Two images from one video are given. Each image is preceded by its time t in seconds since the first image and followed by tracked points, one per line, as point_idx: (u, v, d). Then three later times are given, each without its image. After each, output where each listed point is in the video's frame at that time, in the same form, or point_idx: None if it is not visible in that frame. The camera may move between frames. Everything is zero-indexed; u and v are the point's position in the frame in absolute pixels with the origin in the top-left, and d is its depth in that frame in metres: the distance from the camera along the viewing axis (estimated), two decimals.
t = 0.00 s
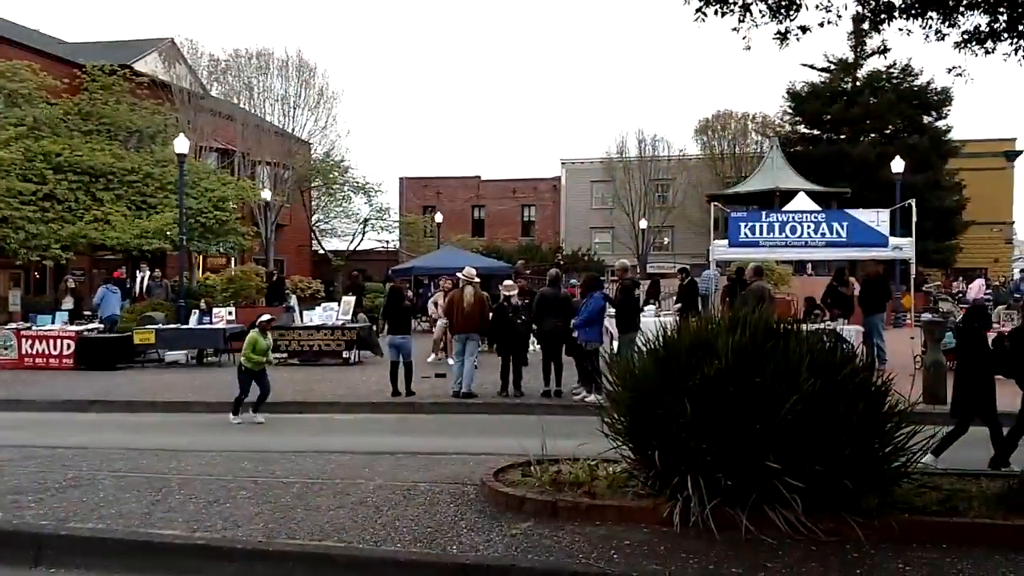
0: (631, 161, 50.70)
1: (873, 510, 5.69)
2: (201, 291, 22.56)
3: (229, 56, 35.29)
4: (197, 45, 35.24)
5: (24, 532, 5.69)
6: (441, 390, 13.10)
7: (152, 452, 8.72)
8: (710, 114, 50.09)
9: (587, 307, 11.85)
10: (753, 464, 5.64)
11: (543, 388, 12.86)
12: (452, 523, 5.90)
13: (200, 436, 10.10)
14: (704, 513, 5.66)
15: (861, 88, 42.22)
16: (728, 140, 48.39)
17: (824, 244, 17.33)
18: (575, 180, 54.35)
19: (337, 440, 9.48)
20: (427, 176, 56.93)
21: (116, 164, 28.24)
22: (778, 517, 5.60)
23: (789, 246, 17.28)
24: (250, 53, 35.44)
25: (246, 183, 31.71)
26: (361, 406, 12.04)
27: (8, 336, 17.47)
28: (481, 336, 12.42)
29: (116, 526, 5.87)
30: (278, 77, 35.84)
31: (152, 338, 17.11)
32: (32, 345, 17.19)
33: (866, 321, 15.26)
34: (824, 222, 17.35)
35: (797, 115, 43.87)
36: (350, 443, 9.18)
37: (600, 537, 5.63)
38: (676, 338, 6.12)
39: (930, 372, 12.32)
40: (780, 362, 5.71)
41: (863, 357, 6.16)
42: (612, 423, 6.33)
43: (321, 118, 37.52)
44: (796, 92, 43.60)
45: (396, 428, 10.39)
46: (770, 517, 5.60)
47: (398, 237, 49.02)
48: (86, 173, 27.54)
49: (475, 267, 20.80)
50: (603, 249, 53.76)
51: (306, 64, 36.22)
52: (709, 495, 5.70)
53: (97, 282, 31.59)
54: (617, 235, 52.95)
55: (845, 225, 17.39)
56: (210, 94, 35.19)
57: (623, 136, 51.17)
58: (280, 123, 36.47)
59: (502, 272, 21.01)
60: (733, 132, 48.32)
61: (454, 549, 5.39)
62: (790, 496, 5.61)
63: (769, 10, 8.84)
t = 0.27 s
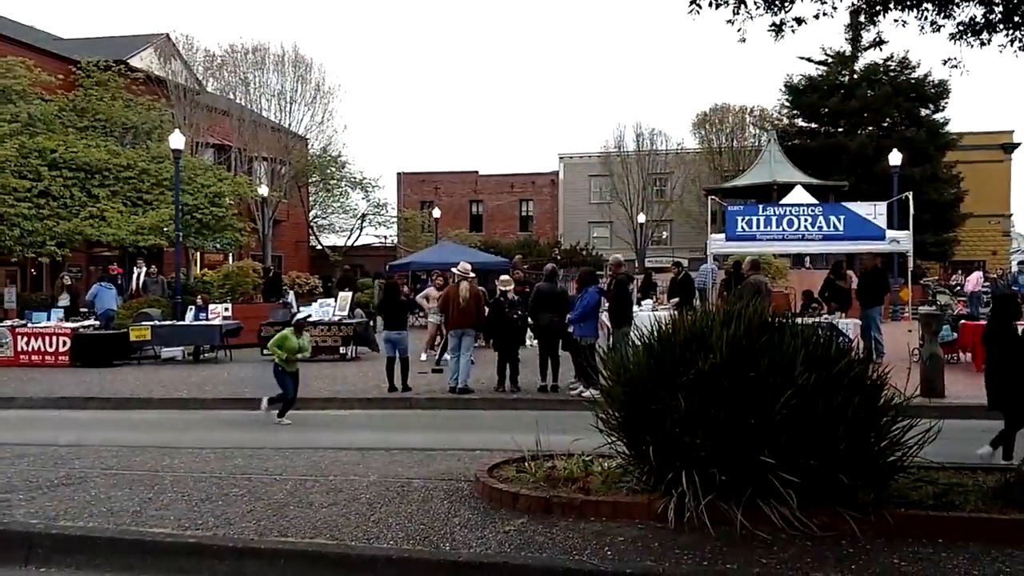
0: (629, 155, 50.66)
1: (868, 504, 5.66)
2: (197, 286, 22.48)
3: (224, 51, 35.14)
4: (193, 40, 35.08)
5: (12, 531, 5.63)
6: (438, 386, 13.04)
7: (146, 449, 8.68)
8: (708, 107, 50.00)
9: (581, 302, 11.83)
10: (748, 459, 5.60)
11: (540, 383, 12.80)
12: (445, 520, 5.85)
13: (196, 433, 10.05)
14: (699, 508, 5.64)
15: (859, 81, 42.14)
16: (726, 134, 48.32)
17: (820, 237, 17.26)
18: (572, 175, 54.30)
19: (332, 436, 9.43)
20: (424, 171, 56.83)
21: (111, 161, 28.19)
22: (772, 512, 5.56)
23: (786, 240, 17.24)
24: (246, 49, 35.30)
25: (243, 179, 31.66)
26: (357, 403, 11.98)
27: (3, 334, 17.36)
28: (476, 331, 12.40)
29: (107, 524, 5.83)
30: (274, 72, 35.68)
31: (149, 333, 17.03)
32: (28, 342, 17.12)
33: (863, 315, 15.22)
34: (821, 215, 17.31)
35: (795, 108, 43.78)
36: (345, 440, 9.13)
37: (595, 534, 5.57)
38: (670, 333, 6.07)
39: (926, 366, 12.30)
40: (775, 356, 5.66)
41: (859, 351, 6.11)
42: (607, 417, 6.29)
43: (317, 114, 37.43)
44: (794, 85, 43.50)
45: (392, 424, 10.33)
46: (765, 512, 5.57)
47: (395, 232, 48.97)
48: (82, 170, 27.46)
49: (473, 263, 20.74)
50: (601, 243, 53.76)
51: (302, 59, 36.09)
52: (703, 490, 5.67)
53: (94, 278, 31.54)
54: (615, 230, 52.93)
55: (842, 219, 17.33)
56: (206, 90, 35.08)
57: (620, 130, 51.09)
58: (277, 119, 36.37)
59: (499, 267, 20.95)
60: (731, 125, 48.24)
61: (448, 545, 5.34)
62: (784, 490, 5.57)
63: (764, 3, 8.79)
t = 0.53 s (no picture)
0: (659, 168, 50.55)
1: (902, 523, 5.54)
2: (230, 302, 22.72)
3: (258, 71, 35.61)
4: (227, 60, 35.59)
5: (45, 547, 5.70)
6: (467, 401, 13.06)
7: (177, 464, 8.77)
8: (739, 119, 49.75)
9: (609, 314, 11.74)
10: (777, 477, 5.50)
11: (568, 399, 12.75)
12: (472, 538, 5.83)
13: (227, 448, 10.12)
14: (727, 527, 5.54)
15: (892, 91, 41.73)
16: (757, 146, 48.02)
17: (852, 249, 17.07)
18: (602, 189, 54.28)
19: (361, 452, 9.46)
20: (454, 186, 57.12)
21: (148, 180, 28.66)
22: (802, 531, 5.45)
23: (818, 252, 17.05)
24: (279, 68, 35.72)
25: (276, 196, 32.04)
26: (386, 419, 12.02)
27: (41, 349, 17.60)
28: (505, 346, 12.39)
29: (136, 540, 5.89)
30: (307, 91, 36.03)
31: (183, 349, 17.25)
32: (67, 358, 17.40)
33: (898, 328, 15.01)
34: (853, 228, 17.10)
35: (826, 120, 43.44)
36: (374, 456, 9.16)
37: (621, 553, 5.52)
38: (697, 349, 6.01)
39: (963, 381, 12.09)
40: (804, 373, 5.58)
41: (891, 367, 6.01)
42: (634, 434, 6.23)
43: (349, 131, 37.79)
44: (826, 97, 43.16)
45: (421, 440, 10.34)
46: (793, 531, 5.46)
47: (426, 247, 49.20)
48: (120, 189, 27.93)
49: (503, 277, 20.76)
50: (631, 256, 53.62)
51: (333, 78, 36.48)
52: (731, 509, 5.58)
53: (130, 295, 32.02)
54: (645, 244, 52.78)
55: (875, 231, 17.09)
56: (240, 109, 35.58)
57: (650, 144, 50.99)
58: (309, 136, 36.79)
59: (529, 282, 20.95)
60: (762, 138, 47.97)
61: (474, 563, 5.33)
62: (815, 509, 5.46)
63: (791, 14, 8.76)
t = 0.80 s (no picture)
0: (668, 179, 50.62)
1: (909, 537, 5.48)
2: (240, 313, 22.77)
3: (269, 83, 35.80)
4: (238, 72, 35.78)
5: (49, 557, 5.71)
6: (474, 413, 13.04)
7: (185, 476, 8.79)
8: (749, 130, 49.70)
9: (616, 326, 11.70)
10: (782, 490, 5.46)
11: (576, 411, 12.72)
12: (476, 551, 5.82)
13: (236, 459, 10.13)
14: (732, 541, 5.49)
15: (902, 101, 41.64)
16: (767, 156, 47.94)
17: (862, 260, 16.99)
18: (612, 199, 54.29)
19: (368, 463, 9.46)
20: (463, 197, 57.23)
21: (159, 192, 28.84)
22: (808, 544, 5.39)
23: (828, 263, 16.99)
24: (290, 81, 35.83)
25: (286, 207, 32.18)
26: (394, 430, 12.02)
27: (52, 361, 17.62)
28: (512, 357, 12.38)
29: (142, 551, 5.89)
30: (317, 103, 36.19)
31: (194, 360, 17.29)
32: (77, 369, 17.47)
33: (909, 340, 14.94)
34: (863, 239, 17.02)
35: (836, 130, 43.36)
36: (380, 468, 9.15)
37: (626, 567, 5.49)
38: (702, 362, 5.99)
39: (973, 393, 12.02)
40: (810, 385, 5.55)
41: (898, 379, 5.97)
42: (639, 446, 6.22)
43: (359, 143, 37.93)
44: (835, 107, 43.10)
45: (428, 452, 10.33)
46: (798, 544, 5.40)
47: (435, 258, 49.26)
48: (131, 201, 28.09)
49: (511, 288, 20.75)
50: (640, 267, 53.56)
51: (344, 90, 36.65)
52: (736, 522, 5.53)
53: (141, 306, 32.16)
54: (655, 254, 52.73)
55: (884, 242, 17.03)
56: (251, 122, 35.77)
57: (660, 155, 50.96)
58: (319, 148, 36.95)
59: (538, 293, 20.93)
60: (772, 149, 47.91)
61: None
62: (820, 523, 5.41)
63: (798, 26, 8.77)
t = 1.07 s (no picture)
0: (671, 177, 50.40)
1: (911, 535, 5.47)
2: (243, 313, 22.80)
3: (272, 83, 35.85)
4: (241, 72, 35.79)
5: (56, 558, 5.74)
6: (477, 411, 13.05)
7: (188, 476, 8.81)
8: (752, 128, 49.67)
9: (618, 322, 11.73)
10: (785, 488, 5.45)
11: (578, 410, 12.70)
12: (479, 550, 5.83)
13: (238, 458, 10.16)
14: (733, 540, 5.47)
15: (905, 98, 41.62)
16: (770, 154, 47.90)
17: (865, 258, 16.99)
18: (614, 198, 54.31)
19: (371, 462, 9.48)
20: (466, 196, 57.24)
21: (163, 193, 28.90)
22: (810, 543, 5.38)
23: (831, 261, 16.97)
24: (293, 81, 35.95)
25: (289, 207, 32.27)
26: (398, 428, 12.06)
27: (56, 361, 17.79)
28: (514, 356, 12.40)
29: (145, 551, 5.91)
30: (320, 103, 36.23)
31: (196, 359, 17.32)
32: (81, 369, 17.51)
33: (912, 338, 14.93)
34: (866, 237, 17.03)
35: (839, 127, 43.38)
36: (383, 468, 9.17)
37: (628, 567, 5.51)
38: (704, 360, 5.99)
39: (977, 390, 12.01)
40: (812, 384, 5.55)
41: (899, 377, 5.97)
42: (641, 445, 6.22)
43: (362, 142, 37.98)
44: (838, 104, 43.11)
45: (433, 451, 10.34)
46: (800, 543, 5.39)
47: (438, 257, 49.28)
48: (135, 201, 28.17)
49: (514, 287, 20.76)
50: (643, 265, 53.57)
51: (346, 89, 36.68)
52: (739, 521, 5.52)
53: (144, 306, 32.21)
54: (658, 253, 52.72)
55: (887, 239, 17.02)
56: (254, 121, 35.81)
57: (662, 152, 50.94)
58: (322, 148, 37.02)
59: (540, 292, 20.94)
60: (774, 146, 47.88)
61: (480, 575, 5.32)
62: (822, 521, 5.39)
63: (799, 24, 8.76)
